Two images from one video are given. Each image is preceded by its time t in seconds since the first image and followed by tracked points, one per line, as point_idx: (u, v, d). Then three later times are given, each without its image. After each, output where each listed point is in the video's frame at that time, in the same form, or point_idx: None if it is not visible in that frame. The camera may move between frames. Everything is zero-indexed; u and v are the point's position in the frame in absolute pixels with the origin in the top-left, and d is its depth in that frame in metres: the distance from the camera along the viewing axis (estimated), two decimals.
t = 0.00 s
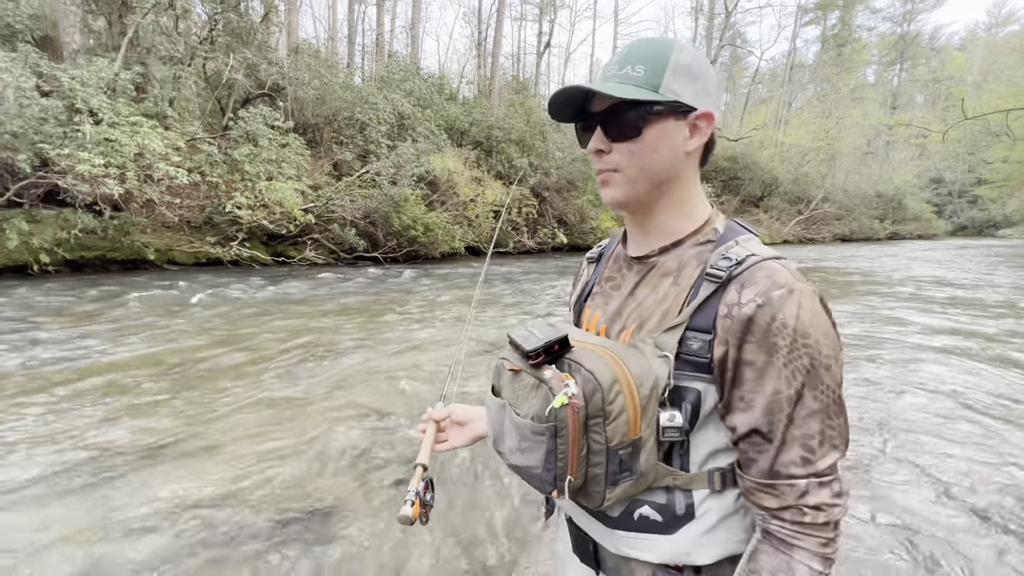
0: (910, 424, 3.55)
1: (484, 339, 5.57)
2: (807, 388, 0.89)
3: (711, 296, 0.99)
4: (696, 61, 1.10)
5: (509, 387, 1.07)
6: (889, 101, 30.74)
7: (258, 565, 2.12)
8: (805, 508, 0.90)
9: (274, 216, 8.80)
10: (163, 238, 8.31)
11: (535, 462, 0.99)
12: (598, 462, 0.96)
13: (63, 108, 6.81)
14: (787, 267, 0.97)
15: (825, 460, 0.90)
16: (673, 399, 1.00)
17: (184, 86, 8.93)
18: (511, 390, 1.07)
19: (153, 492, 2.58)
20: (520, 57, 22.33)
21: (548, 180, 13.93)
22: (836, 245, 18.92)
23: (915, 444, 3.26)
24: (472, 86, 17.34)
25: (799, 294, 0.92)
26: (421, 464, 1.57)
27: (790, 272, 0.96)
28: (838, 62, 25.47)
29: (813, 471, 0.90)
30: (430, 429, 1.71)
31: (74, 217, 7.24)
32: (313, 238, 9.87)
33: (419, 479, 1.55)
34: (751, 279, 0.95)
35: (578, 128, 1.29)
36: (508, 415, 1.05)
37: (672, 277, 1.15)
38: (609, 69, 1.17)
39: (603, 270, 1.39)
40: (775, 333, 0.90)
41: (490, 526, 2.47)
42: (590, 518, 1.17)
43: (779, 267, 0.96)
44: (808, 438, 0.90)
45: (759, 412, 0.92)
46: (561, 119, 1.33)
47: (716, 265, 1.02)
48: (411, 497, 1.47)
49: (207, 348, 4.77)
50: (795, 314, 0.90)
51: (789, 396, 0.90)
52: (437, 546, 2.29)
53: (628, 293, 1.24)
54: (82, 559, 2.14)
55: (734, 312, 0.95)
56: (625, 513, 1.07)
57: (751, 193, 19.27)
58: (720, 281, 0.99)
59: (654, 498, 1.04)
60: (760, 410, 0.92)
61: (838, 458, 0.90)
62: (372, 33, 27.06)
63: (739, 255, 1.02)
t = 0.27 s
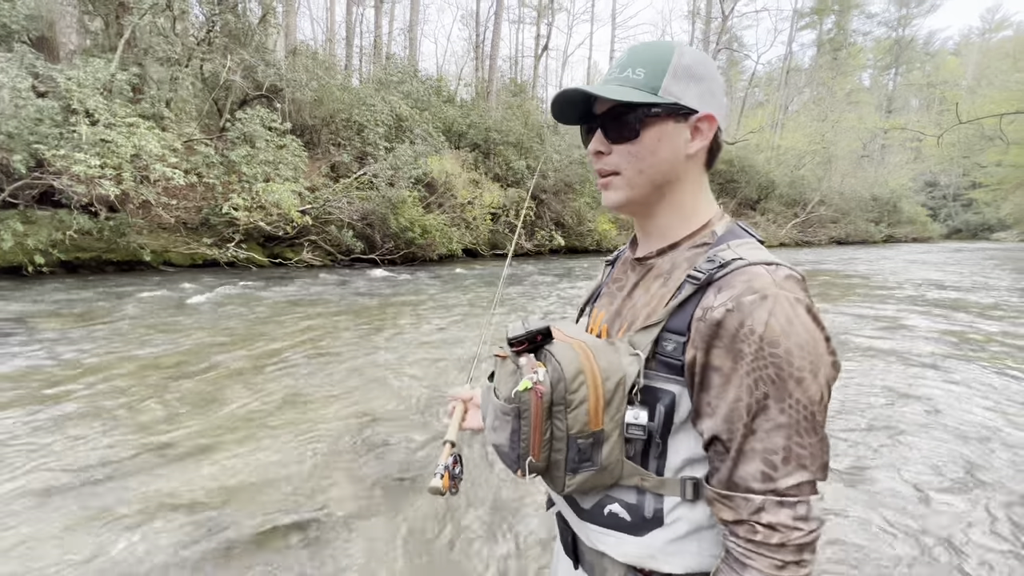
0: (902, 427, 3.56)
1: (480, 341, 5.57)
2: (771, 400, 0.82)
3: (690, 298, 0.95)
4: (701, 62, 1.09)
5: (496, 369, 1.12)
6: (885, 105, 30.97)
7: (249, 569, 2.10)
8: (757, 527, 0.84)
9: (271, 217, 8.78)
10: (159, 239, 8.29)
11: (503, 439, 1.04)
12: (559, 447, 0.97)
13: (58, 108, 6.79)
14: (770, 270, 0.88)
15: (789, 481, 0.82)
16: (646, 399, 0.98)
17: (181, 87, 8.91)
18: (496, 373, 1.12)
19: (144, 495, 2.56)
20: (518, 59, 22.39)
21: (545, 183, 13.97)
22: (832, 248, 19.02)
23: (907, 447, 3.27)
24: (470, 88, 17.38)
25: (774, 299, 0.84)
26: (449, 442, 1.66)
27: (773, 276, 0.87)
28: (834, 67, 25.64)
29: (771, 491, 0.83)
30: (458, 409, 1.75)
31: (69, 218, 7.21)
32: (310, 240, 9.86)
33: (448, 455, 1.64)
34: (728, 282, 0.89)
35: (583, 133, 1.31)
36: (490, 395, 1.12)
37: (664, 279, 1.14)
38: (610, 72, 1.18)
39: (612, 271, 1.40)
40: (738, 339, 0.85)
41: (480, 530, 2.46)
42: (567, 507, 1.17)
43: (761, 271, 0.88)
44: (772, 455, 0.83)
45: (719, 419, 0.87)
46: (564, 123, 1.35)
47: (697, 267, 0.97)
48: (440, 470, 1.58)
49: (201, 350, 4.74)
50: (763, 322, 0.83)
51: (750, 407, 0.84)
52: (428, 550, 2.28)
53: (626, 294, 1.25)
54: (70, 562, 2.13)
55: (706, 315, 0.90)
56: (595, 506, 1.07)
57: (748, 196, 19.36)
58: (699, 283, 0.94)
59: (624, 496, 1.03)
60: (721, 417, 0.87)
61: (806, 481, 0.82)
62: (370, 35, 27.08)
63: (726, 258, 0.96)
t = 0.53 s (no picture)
0: (895, 429, 3.59)
1: (476, 343, 5.56)
2: (766, 404, 0.81)
3: (686, 299, 0.96)
4: (704, 63, 1.07)
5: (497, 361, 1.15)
6: (878, 110, 31.27)
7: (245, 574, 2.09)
8: (762, 532, 0.81)
9: (266, 219, 8.74)
10: (153, 241, 8.25)
11: (494, 427, 1.06)
12: (547, 440, 0.99)
13: (52, 109, 6.75)
14: (767, 273, 0.88)
15: (788, 486, 0.81)
16: (635, 399, 1.00)
17: (176, 88, 8.86)
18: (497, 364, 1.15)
19: (137, 499, 2.54)
20: (514, 62, 22.45)
21: (542, 186, 14.00)
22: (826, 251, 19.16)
23: (899, 449, 3.30)
24: (466, 91, 17.42)
25: (769, 302, 0.84)
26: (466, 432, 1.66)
27: (770, 278, 0.87)
28: (827, 72, 25.88)
29: (772, 496, 0.81)
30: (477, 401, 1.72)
31: (62, 219, 7.15)
32: (306, 241, 9.84)
33: (463, 445, 1.65)
34: (723, 286, 0.90)
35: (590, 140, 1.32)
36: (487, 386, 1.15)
37: (666, 279, 1.15)
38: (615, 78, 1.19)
39: (623, 272, 1.42)
40: (733, 341, 0.84)
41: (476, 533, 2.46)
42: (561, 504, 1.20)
43: (758, 274, 0.88)
44: (771, 460, 0.81)
45: (714, 425, 0.86)
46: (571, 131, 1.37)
47: (695, 269, 0.98)
48: (455, 460, 1.60)
49: (195, 352, 4.71)
50: (760, 325, 0.83)
51: (745, 411, 0.83)
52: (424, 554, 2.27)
53: (632, 295, 1.26)
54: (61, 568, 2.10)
55: (702, 318, 0.89)
56: (584, 504, 1.09)
57: (743, 199, 19.48)
58: (695, 284, 0.95)
59: (611, 496, 1.05)
60: (717, 424, 0.85)
61: (806, 483, 0.81)
62: (367, 37, 27.07)
63: (724, 260, 0.97)
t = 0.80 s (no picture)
0: (884, 431, 3.62)
1: (470, 346, 5.55)
2: (733, 397, 0.80)
3: (678, 300, 0.98)
4: (710, 72, 1.07)
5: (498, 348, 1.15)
6: (868, 115, 31.66)
7: None
8: (707, 513, 0.76)
9: (259, 221, 8.69)
10: (145, 243, 8.22)
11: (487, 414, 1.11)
12: (534, 430, 1.00)
13: (43, 110, 6.69)
14: (757, 276, 0.89)
15: (737, 477, 0.78)
16: (626, 398, 1.00)
17: (169, 89, 8.81)
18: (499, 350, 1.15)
19: (127, 503, 2.51)
20: (509, 65, 22.51)
21: (536, 188, 14.04)
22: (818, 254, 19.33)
23: (889, 451, 3.33)
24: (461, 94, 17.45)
25: (756, 301, 0.84)
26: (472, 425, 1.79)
27: (761, 281, 0.88)
28: (819, 77, 26.16)
29: (723, 484, 0.77)
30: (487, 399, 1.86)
31: (52, 221, 7.08)
32: (300, 244, 9.81)
33: (468, 437, 1.77)
34: (714, 285, 0.91)
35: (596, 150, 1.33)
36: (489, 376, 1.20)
37: (667, 281, 1.18)
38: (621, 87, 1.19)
39: (628, 276, 1.44)
40: (712, 333, 0.84)
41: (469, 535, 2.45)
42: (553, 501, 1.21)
43: (752, 275, 0.89)
44: (729, 452, 0.79)
45: (675, 408, 0.84)
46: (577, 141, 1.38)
47: (690, 271, 1.00)
48: (461, 450, 1.72)
49: (186, 355, 4.67)
50: (743, 322, 0.83)
51: (709, 398, 0.81)
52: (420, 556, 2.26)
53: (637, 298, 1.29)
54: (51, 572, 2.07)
55: (691, 314, 0.90)
56: (573, 501, 1.11)
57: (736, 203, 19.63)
58: (689, 285, 0.96)
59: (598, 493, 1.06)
60: (678, 407, 0.84)
61: (754, 484, 0.78)
62: (361, 39, 27.04)
63: (719, 263, 0.98)
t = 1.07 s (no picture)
0: (874, 431, 3.65)
1: (463, 348, 5.54)
2: (742, 402, 0.82)
3: (676, 304, 0.98)
4: (725, 78, 1.11)
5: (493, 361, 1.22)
6: (858, 120, 32.05)
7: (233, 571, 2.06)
8: (724, 519, 0.78)
9: (251, 223, 8.61)
10: (134, 244, 8.13)
11: (482, 421, 1.13)
12: (530, 437, 1.01)
13: (30, 110, 6.60)
14: (758, 279, 0.89)
15: (749, 482, 0.80)
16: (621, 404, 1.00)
17: (160, 90, 8.70)
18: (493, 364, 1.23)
19: (113, 506, 2.47)
20: (503, 68, 22.57)
21: (530, 191, 14.06)
22: (809, 257, 19.51)
23: (879, 451, 3.35)
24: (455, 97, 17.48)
25: (758, 305, 0.85)
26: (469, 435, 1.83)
27: (759, 283, 0.88)
28: (809, 82, 26.47)
29: (737, 489, 0.79)
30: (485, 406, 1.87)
31: (39, 222, 7.00)
32: (292, 246, 9.75)
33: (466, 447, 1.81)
34: (713, 289, 0.92)
35: (602, 138, 1.32)
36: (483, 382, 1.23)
37: (656, 287, 1.17)
38: (634, 78, 1.17)
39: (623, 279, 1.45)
40: (715, 340, 0.86)
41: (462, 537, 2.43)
42: (550, 510, 1.21)
43: (750, 279, 0.89)
44: (739, 457, 0.80)
45: (683, 416, 0.86)
46: (583, 126, 1.35)
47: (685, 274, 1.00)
48: (458, 463, 1.75)
49: (177, 357, 4.62)
50: (745, 327, 0.84)
51: (719, 406, 0.83)
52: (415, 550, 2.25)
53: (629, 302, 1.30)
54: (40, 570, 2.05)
55: (691, 321, 0.91)
56: (569, 508, 1.10)
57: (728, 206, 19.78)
58: (686, 291, 0.97)
59: (595, 499, 1.06)
60: (687, 414, 0.86)
61: (766, 489, 0.80)
62: (355, 42, 27.01)
63: (715, 267, 0.99)
